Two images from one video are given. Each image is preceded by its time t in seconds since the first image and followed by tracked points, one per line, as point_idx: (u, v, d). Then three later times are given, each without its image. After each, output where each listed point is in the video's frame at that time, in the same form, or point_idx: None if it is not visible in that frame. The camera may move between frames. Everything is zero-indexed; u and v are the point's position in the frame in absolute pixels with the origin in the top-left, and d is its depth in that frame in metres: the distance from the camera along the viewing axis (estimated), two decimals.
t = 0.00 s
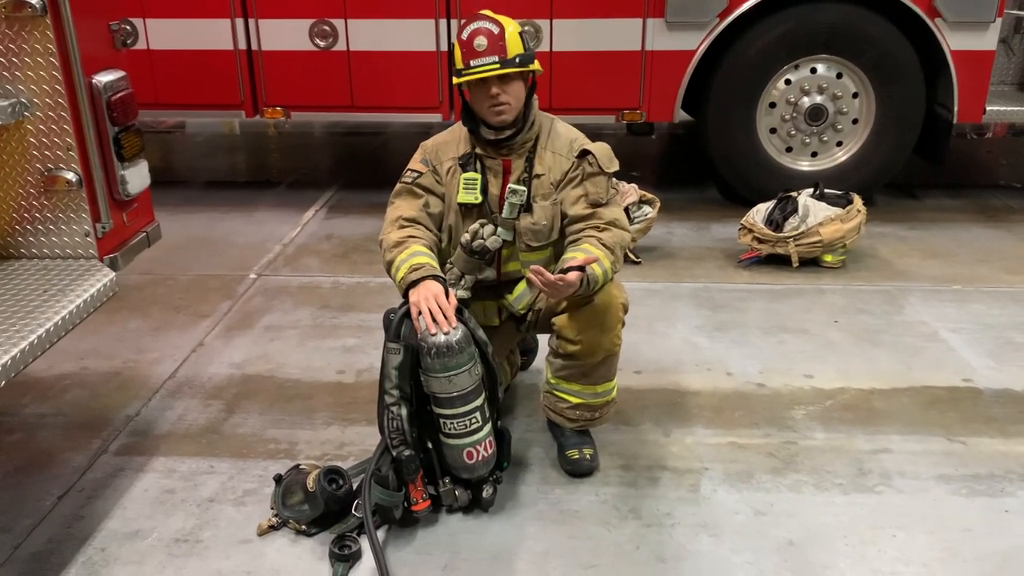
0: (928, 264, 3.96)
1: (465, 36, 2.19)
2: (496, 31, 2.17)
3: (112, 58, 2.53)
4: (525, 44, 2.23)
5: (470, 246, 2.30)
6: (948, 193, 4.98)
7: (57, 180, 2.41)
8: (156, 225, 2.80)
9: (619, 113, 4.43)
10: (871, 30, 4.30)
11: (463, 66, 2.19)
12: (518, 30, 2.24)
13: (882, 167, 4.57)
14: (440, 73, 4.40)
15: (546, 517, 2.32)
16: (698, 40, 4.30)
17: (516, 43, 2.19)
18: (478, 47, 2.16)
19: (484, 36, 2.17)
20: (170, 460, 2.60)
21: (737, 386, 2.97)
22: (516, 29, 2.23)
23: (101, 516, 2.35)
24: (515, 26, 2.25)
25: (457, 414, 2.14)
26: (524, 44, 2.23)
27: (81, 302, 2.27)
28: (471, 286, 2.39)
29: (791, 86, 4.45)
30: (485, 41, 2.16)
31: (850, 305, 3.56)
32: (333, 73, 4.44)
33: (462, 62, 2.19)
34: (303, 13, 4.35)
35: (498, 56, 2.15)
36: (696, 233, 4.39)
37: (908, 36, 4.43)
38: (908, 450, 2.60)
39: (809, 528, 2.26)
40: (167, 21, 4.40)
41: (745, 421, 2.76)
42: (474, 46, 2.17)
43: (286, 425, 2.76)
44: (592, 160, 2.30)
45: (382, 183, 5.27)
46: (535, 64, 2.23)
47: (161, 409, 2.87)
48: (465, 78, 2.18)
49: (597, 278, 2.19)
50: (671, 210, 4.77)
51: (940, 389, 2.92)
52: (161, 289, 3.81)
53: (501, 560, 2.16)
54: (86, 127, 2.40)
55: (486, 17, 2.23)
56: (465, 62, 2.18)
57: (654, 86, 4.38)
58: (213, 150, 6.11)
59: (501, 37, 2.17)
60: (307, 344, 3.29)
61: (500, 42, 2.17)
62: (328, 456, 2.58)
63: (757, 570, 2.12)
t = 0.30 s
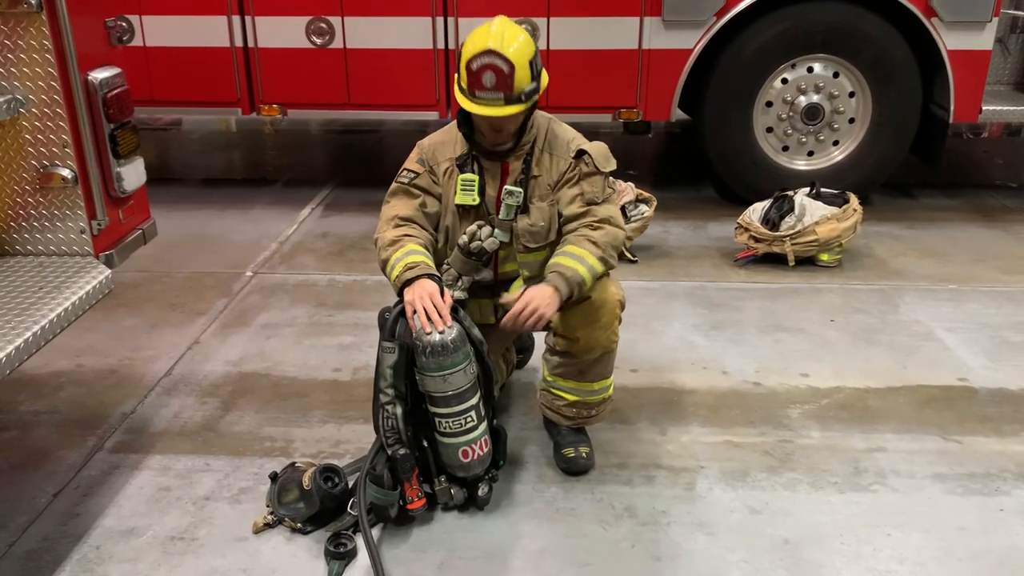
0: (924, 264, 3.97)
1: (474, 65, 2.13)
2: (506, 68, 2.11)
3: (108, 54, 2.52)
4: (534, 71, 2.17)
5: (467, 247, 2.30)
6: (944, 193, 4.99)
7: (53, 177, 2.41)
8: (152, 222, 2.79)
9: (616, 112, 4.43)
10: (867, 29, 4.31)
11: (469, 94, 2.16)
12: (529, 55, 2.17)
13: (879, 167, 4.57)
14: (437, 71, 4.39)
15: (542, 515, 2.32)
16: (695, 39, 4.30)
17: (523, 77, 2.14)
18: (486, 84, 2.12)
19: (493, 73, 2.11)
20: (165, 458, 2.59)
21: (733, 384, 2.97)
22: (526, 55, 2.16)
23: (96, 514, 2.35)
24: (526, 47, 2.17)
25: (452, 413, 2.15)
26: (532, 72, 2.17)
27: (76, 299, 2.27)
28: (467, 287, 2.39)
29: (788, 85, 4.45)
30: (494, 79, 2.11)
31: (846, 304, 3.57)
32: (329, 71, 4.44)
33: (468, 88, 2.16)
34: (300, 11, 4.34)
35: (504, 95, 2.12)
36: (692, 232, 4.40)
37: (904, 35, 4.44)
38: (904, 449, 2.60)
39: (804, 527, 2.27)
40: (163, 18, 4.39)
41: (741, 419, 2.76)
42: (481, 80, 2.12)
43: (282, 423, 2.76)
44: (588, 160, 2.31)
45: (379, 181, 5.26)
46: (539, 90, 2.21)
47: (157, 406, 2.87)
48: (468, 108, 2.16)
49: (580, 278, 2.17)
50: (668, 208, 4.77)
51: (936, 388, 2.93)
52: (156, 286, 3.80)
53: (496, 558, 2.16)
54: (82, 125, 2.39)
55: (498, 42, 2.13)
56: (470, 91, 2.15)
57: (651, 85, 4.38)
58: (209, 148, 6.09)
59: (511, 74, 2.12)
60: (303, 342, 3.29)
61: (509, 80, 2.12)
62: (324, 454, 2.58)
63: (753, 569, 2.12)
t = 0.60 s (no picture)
0: (921, 262, 3.97)
1: (496, 110, 2.11)
2: (526, 117, 2.11)
3: (105, 52, 2.52)
4: (549, 107, 2.19)
5: (466, 251, 2.30)
6: (941, 192, 4.99)
7: (50, 174, 2.40)
8: (149, 220, 2.79)
9: (614, 110, 4.43)
10: (864, 27, 4.31)
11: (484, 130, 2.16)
12: (545, 91, 2.17)
13: (877, 166, 4.58)
14: (434, 68, 4.39)
15: (538, 513, 2.32)
16: (693, 37, 4.29)
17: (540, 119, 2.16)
18: (505, 128, 2.13)
19: (513, 120, 2.11)
20: (162, 456, 2.59)
21: (730, 383, 2.97)
22: (544, 95, 2.16)
23: (92, 512, 2.34)
24: (544, 87, 2.17)
25: (448, 417, 2.14)
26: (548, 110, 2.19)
27: (73, 296, 2.26)
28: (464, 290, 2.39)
29: (786, 83, 4.45)
30: (514, 125, 2.12)
31: (843, 302, 3.57)
32: (326, 69, 4.43)
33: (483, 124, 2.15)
34: (297, 8, 4.34)
35: (521, 139, 2.14)
36: (690, 230, 4.40)
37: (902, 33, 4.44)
38: (900, 447, 2.60)
39: (800, 525, 2.27)
40: (160, 14, 4.38)
41: (738, 418, 2.76)
42: (500, 123, 2.12)
43: (279, 421, 2.75)
44: (585, 160, 2.30)
45: (376, 179, 5.26)
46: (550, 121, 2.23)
47: (154, 404, 2.87)
48: (485, 147, 2.17)
49: (551, 280, 2.17)
50: (665, 207, 4.77)
51: (933, 386, 2.93)
52: (153, 284, 3.80)
53: (493, 557, 2.16)
54: (78, 122, 2.39)
55: (520, 86, 2.12)
56: (486, 128, 2.15)
57: (649, 84, 4.38)
58: (206, 145, 6.08)
59: (531, 121, 2.13)
60: (301, 340, 3.28)
61: (528, 126, 2.13)
62: (321, 452, 2.58)
63: (749, 567, 2.13)
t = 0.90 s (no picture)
0: (920, 260, 3.97)
1: (483, 115, 2.11)
2: (514, 121, 2.10)
3: (102, 49, 2.51)
4: (540, 110, 2.16)
5: (464, 252, 2.29)
6: (939, 189, 4.99)
7: (47, 172, 2.40)
8: (147, 217, 2.79)
9: (612, 108, 4.43)
10: (862, 24, 4.31)
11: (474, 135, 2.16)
12: (536, 95, 2.15)
13: (875, 164, 4.58)
14: (432, 66, 4.38)
15: (537, 511, 2.32)
16: (692, 34, 4.29)
17: (530, 123, 2.14)
18: (493, 133, 2.12)
19: (500, 125, 2.10)
20: (160, 454, 2.59)
21: (729, 381, 2.97)
22: (534, 99, 2.14)
23: (90, 509, 2.34)
24: (534, 90, 2.15)
25: (457, 419, 2.14)
26: (539, 113, 2.16)
27: (70, 294, 2.26)
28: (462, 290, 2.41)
29: (785, 81, 4.44)
30: (502, 130, 2.11)
31: (842, 300, 3.57)
32: (324, 66, 4.43)
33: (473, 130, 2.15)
34: (295, 6, 4.33)
35: (510, 144, 2.13)
36: (688, 228, 4.39)
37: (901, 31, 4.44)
38: (898, 445, 2.60)
39: (798, 523, 2.27)
40: (158, 12, 4.37)
41: (736, 415, 2.76)
42: (488, 128, 2.12)
43: (277, 419, 2.75)
44: (581, 160, 2.29)
45: (374, 177, 5.25)
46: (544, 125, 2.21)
47: (152, 402, 2.86)
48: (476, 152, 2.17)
49: (536, 282, 2.20)
50: (664, 205, 4.76)
51: (931, 384, 2.93)
52: (151, 281, 3.79)
53: (491, 554, 2.16)
54: (76, 119, 2.38)
55: (507, 90, 2.10)
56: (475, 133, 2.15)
57: (648, 81, 4.37)
58: (204, 143, 6.08)
59: (519, 126, 2.11)
60: (298, 337, 3.28)
61: (516, 131, 2.12)
62: (320, 450, 2.58)
63: (747, 564, 2.12)
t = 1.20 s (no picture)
0: (919, 258, 3.97)
1: (427, 103, 2.10)
2: (453, 108, 2.07)
3: (101, 47, 2.51)
4: (491, 100, 2.09)
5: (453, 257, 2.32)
6: (939, 187, 4.99)
7: (46, 170, 2.39)
8: (146, 216, 2.79)
9: (611, 106, 4.43)
10: (863, 22, 4.30)
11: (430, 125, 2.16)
12: (487, 87, 2.09)
13: (874, 162, 4.58)
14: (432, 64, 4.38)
15: (536, 509, 2.32)
16: (691, 32, 4.29)
17: (476, 112, 2.08)
18: (438, 120, 2.10)
19: (442, 112, 2.08)
20: (159, 452, 2.59)
21: (728, 378, 2.97)
22: (481, 87, 2.08)
23: (90, 508, 2.34)
24: (483, 77, 2.09)
25: (457, 416, 2.15)
26: (491, 103, 2.09)
27: (69, 293, 2.26)
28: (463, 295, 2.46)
29: (784, 78, 4.44)
30: (444, 117, 2.09)
31: (841, 298, 3.57)
32: (324, 65, 4.42)
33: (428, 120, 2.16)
34: (294, 5, 4.33)
35: (456, 132, 2.09)
36: (688, 226, 4.39)
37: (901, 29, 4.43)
38: (898, 443, 2.61)
39: (797, 520, 2.27)
40: (157, 11, 4.37)
41: (736, 413, 2.76)
42: (433, 116, 2.11)
43: (277, 417, 2.75)
44: (574, 161, 2.26)
45: (374, 175, 5.25)
46: (501, 120, 2.13)
47: (151, 400, 2.86)
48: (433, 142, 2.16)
49: (535, 279, 2.19)
50: (663, 203, 4.76)
51: (930, 382, 2.93)
52: (150, 280, 3.79)
53: (491, 553, 2.16)
54: (74, 117, 2.38)
55: (450, 77, 2.08)
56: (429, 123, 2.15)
57: (647, 80, 4.37)
58: (204, 142, 6.08)
59: (459, 113, 2.07)
60: (298, 336, 3.28)
61: (457, 118, 2.08)
62: (319, 448, 2.58)
63: (747, 562, 2.13)
